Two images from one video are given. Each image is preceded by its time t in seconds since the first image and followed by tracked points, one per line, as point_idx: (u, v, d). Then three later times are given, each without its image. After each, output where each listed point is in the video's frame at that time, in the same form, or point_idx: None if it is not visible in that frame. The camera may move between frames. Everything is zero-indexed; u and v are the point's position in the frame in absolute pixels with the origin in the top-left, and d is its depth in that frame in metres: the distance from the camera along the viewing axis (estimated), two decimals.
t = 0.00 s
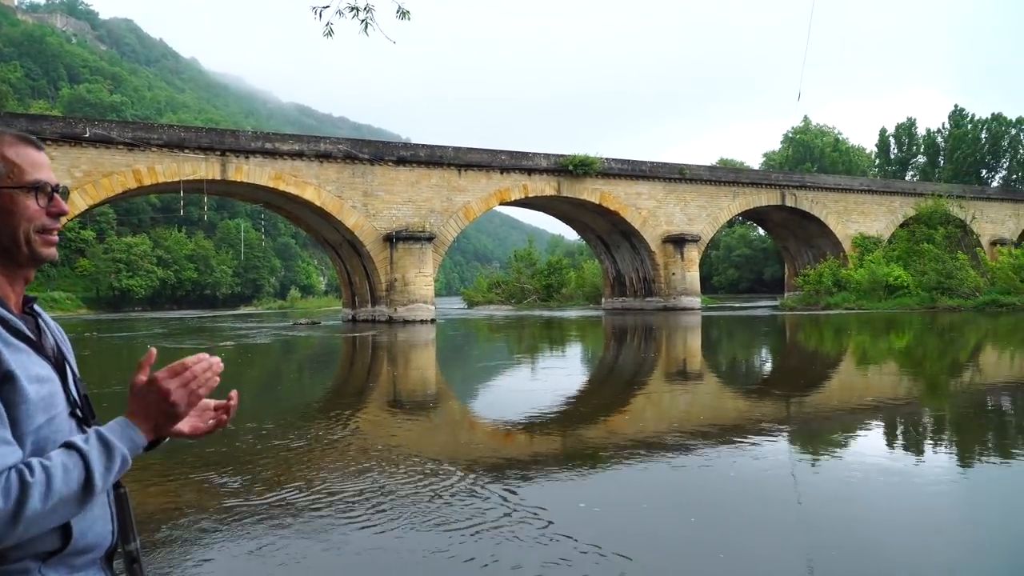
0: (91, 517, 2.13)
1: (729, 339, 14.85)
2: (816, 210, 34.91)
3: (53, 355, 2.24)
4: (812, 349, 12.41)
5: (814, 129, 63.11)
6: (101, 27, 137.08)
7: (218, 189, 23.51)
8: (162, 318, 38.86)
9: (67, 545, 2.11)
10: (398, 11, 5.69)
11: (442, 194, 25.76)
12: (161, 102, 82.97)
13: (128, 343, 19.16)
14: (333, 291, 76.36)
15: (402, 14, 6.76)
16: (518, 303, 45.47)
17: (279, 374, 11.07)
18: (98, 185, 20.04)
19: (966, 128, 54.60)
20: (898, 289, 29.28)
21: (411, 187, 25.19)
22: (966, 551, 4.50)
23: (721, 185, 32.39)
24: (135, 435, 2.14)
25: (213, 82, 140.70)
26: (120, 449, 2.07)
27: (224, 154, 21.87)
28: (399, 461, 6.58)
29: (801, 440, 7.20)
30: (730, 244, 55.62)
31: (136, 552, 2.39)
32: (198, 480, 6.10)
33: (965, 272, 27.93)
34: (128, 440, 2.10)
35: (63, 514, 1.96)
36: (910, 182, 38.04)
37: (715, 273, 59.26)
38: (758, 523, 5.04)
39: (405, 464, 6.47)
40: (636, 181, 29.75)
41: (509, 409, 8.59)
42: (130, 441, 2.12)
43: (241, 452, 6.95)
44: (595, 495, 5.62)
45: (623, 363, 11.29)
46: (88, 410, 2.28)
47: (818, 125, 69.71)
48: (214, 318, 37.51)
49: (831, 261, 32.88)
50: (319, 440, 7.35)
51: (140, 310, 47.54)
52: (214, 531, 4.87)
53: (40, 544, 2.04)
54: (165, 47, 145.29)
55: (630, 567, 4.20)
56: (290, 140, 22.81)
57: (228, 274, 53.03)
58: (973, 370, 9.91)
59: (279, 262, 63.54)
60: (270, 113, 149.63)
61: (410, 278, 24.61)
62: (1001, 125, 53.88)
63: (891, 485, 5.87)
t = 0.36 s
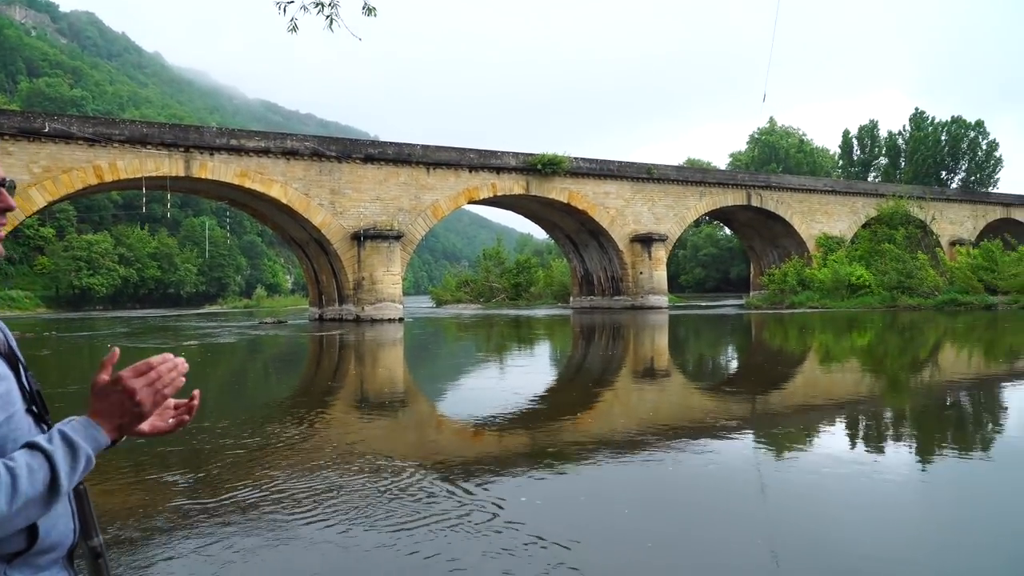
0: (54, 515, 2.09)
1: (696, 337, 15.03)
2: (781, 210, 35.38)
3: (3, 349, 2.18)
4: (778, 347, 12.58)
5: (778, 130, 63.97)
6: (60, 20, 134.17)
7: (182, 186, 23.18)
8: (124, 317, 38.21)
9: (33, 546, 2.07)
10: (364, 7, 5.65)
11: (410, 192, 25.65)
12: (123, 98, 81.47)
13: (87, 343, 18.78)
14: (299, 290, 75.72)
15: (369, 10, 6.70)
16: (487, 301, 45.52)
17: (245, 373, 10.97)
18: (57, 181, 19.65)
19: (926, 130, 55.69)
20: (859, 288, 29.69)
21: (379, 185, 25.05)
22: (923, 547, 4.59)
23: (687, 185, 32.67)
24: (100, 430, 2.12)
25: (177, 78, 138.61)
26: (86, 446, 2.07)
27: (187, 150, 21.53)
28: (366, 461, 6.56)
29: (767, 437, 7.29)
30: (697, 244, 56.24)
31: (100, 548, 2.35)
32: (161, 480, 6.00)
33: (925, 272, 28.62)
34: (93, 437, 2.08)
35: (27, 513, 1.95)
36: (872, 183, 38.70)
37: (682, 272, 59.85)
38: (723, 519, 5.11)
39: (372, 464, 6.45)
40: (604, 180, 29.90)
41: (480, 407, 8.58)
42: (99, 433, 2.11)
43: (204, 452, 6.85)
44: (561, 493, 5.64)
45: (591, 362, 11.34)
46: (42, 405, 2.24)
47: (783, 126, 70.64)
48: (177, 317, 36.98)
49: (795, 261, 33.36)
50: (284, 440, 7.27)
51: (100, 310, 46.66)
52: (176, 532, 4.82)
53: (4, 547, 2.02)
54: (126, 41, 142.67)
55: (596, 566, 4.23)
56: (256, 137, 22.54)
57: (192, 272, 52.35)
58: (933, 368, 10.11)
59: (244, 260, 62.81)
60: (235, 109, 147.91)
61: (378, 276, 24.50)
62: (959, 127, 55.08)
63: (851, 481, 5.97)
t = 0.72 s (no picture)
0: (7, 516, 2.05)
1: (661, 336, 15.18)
2: (745, 212, 35.84)
3: None
4: (742, 347, 12.75)
5: (744, 133, 64.79)
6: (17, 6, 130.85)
7: (142, 179, 22.79)
8: (82, 311, 37.44)
9: None
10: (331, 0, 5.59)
11: (376, 189, 25.51)
12: (82, 88, 79.72)
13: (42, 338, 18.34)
14: (262, 286, 74.89)
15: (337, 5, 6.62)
16: (452, 300, 45.45)
17: (208, 369, 10.82)
18: (12, 172, 19.15)
19: (886, 136, 56.80)
20: (820, 290, 30.50)
21: (345, 181, 24.86)
22: (873, 546, 4.68)
23: (654, 186, 32.91)
24: (62, 432, 2.13)
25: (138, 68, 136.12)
26: (43, 452, 2.06)
27: (149, 143, 21.14)
28: (329, 458, 6.52)
29: (729, 436, 7.39)
30: (662, 245, 56.78)
31: (54, 544, 2.30)
32: (118, 478, 5.89)
33: (884, 276, 28.79)
34: (52, 442, 2.08)
35: None
36: (834, 188, 39.37)
37: (647, 272, 60.40)
38: (682, 517, 5.17)
39: (334, 462, 6.40)
40: (571, 180, 30.01)
41: (447, 406, 8.56)
42: (56, 437, 2.10)
43: (164, 449, 6.74)
44: (525, 491, 5.64)
45: (557, 361, 11.37)
46: None
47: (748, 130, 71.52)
48: (137, 312, 36.32)
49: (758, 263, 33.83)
50: (246, 438, 7.18)
51: (56, 304, 45.63)
52: (133, 530, 4.74)
53: None
54: (86, 30, 139.65)
55: (553, 563, 4.26)
56: (220, 130, 22.22)
57: (152, 266, 51.48)
58: (892, 369, 10.32)
59: (206, 255, 61.89)
60: (198, 101, 145.67)
61: (342, 273, 24.41)
62: (919, 135, 56.27)
63: (811, 480, 6.06)
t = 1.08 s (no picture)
0: None
1: (624, 336, 15.30)
2: (707, 215, 36.24)
3: None
4: (702, 349, 12.89)
5: (706, 136, 65.56)
6: None
7: (97, 171, 22.31)
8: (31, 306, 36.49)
9: None
10: None
11: (339, 185, 25.29)
12: (35, 77, 77.67)
13: None
14: (220, 283, 73.83)
15: None
16: (415, 298, 45.28)
17: (164, 366, 10.61)
18: None
19: (844, 142, 57.87)
20: (779, 293, 30.96)
21: (307, 177, 24.60)
22: (827, 544, 4.75)
23: (616, 187, 33.08)
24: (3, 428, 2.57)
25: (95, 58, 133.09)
26: None
27: (104, 134, 20.67)
28: (287, 457, 6.44)
29: (689, 436, 7.46)
30: (625, 246, 57.20)
31: None
32: (67, 476, 5.76)
33: (840, 280, 29.29)
34: None
35: None
36: (793, 192, 40.00)
37: (609, 273, 60.79)
38: (640, 516, 5.20)
39: (292, 460, 6.33)
40: (535, 180, 30.07)
41: (407, 405, 8.51)
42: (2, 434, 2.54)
43: (115, 447, 6.58)
44: (485, 491, 5.64)
45: (518, 361, 11.37)
46: None
47: (711, 133, 72.30)
48: (88, 308, 35.48)
49: (719, 265, 34.25)
50: (202, 436, 7.05)
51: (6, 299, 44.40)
52: (85, 529, 4.64)
53: None
54: (41, 18, 136.18)
55: (511, 561, 4.28)
56: (178, 123, 21.84)
57: (106, 261, 50.35)
58: (849, 371, 10.50)
59: (163, 250, 60.79)
60: (157, 92, 142.91)
61: (303, 270, 24.14)
62: (875, 142, 57.47)
63: (769, 480, 6.14)
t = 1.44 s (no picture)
0: None
1: (584, 336, 15.38)
2: (666, 216, 36.57)
3: None
4: (660, 348, 13.01)
5: (665, 137, 66.17)
6: None
7: (47, 167, 21.80)
8: None
9: None
10: None
11: (297, 183, 25.03)
12: None
13: None
14: (176, 282, 72.60)
15: None
16: (375, 298, 45.01)
17: (116, 368, 10.41)
18: None
19: (800, 144, 58.86)
20: (737, 293, 31.35)
21: (265, 175, 24.31)
22: (777, 538, 4.81)
23: (577, 187, 33.23)
24: None
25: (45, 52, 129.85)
26: None
27: (55, 130, 20.18)
28: (240, 457, 6.37)
29: (646, 435, 7.52)
30: (585, 246, 57.51)
31: None
32: (14, 477, 5.64)
33: (796, 280, 29.78)
34: None
35: None
36: (750, 194, 40.56)
37: (571, 272, 61.02)
38: (595, 513, 5.22)
39: (245, 461, 6.26)
40: (496, 179, 30.07)
41: (364, 406, 8.44)
42: None
43: (64, 449, 6.45)
44: (441, 490, 5.62)
45: (478, 360, 11.38)
46: None
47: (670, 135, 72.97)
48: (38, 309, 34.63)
49: (678, 265, 34.58)
50: (155, 438, 6.94)
51: None
52: (32, 531, 4.56)
53: None
54: None
55: (470, 561, 4.28)
56: (132, 120, 21.43)
57: (57, 260, 49.21)
58: (803, 370, 10.68)
59: (115, 249, 59.53)
60: (110, 87, 139.97)
61: (260, 269, 23.82)
62: (831, 144, 58.51)
63: (724, 476, 6.21)
